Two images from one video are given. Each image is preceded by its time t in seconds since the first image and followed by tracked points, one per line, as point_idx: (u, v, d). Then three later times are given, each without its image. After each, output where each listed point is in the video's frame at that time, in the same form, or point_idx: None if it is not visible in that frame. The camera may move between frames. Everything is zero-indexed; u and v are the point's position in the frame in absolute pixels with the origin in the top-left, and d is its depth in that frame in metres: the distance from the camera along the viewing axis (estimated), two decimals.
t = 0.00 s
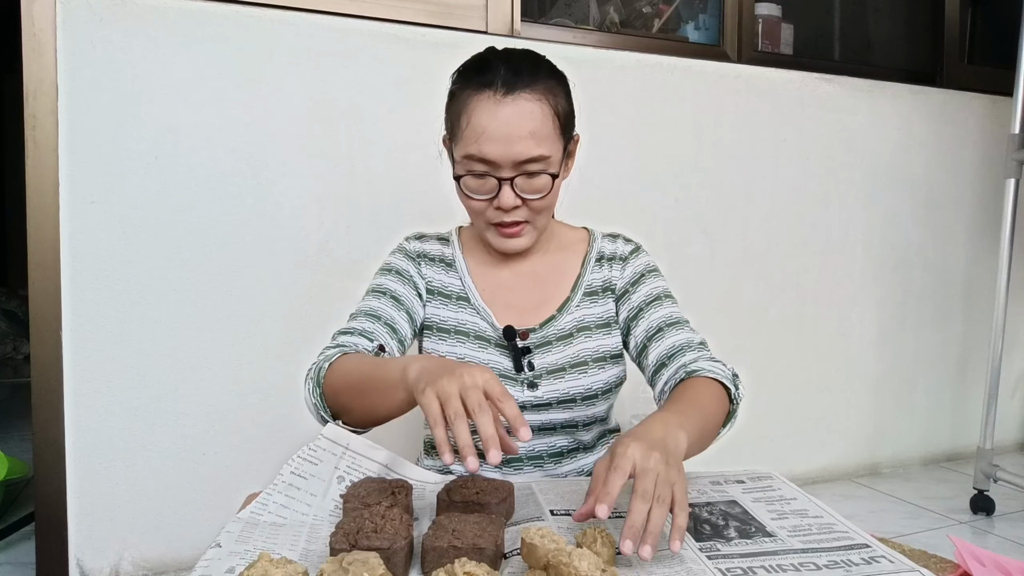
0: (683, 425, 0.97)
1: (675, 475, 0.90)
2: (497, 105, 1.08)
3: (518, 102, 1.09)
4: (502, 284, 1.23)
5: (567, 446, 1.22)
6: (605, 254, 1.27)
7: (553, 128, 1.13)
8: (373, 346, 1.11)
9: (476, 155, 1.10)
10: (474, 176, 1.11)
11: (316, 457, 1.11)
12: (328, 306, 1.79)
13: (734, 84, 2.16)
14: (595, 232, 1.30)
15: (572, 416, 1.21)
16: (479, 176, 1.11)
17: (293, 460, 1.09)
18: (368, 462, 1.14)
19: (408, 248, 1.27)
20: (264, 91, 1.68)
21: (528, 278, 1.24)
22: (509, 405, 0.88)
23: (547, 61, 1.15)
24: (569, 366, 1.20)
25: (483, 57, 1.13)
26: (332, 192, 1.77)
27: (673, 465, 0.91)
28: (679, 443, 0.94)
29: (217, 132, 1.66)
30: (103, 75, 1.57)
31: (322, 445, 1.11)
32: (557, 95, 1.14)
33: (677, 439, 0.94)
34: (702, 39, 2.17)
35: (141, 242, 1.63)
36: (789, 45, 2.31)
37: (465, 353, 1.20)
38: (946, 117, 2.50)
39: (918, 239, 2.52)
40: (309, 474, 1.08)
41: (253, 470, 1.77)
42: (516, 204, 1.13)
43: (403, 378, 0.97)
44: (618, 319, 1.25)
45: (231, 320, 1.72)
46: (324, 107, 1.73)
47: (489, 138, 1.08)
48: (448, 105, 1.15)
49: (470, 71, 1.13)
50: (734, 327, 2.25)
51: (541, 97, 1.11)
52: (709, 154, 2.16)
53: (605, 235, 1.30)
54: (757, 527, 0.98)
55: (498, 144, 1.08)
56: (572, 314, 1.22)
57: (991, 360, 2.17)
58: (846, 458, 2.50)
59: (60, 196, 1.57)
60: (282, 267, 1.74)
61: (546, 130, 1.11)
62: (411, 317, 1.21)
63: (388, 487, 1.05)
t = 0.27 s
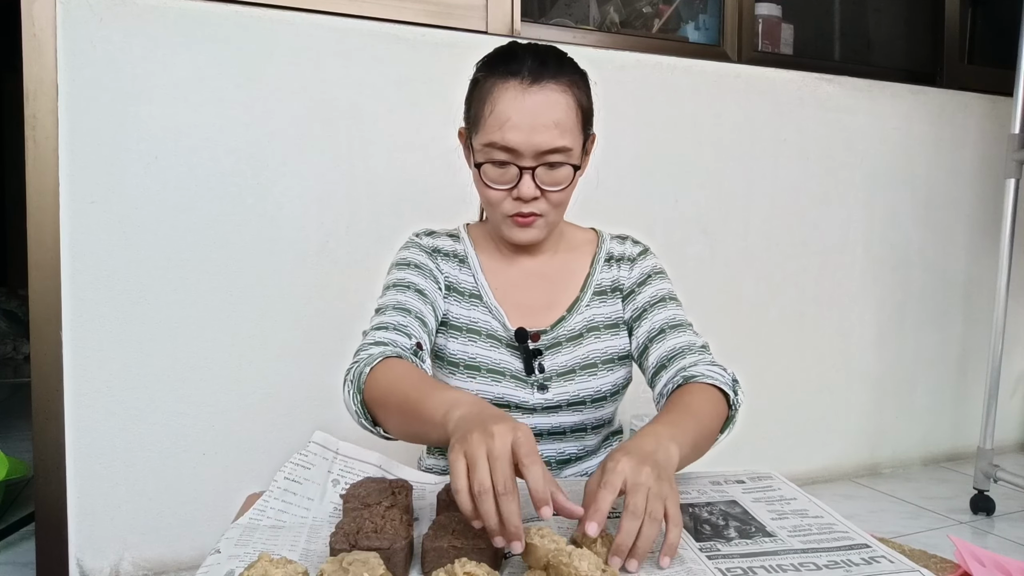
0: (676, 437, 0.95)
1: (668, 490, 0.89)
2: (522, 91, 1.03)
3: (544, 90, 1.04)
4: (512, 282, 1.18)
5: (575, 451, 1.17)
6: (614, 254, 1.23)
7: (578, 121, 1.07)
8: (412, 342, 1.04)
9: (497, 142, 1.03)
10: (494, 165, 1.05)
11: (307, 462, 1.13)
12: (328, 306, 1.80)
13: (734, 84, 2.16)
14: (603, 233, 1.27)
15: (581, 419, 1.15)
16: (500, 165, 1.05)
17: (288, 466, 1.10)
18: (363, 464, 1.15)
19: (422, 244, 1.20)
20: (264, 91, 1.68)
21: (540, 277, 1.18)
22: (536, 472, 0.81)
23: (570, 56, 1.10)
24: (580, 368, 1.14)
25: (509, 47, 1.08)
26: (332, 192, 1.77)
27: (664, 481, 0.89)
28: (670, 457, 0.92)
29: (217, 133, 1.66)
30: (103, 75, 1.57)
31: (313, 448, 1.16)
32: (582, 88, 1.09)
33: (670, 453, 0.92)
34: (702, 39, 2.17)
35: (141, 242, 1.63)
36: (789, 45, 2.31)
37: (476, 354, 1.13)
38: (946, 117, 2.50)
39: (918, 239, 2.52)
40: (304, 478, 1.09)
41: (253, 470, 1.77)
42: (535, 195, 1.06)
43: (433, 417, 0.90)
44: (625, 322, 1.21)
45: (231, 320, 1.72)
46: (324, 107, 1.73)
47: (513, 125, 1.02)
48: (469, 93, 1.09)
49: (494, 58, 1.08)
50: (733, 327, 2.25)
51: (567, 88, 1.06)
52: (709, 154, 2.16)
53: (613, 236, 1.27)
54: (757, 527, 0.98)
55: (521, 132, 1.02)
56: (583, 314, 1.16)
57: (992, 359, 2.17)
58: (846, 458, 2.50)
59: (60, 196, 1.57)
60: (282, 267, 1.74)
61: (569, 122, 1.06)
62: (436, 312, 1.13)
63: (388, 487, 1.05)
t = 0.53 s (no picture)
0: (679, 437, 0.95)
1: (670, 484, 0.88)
2: (538, 88, 1.03)
3: (559, 88, 1.04)
4: (518, 282, 1.18)
5: (579, 453, 1.17)
6: (620, 255, 1.23)
7: (591, 120, 1.08)
8: (409, 348, 1.04)
9: (511, 138, 1.04)
10: (507, 162, 1.05)
11: (316, 458, 1.13)
12: (328, 306, 1.79)
13: (734, 84, 2.16)
14: (608, 234, 1.27)
15: (584, 421, 1.15)
16: (513, 162, 1.05)
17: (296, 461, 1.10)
18: (368, 462, 1.15)
19: (425, 245, 1.20)
20: (263, 91, 1.68)
21: (545, 279, 1.18)
22: (514, 476, 0.82)
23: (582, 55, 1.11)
24: (585, 370, 1.13)
25: (525, 45, 1.08)
26: (332, 192, 1.77)
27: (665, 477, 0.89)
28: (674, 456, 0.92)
29: (217, 133, 1.66)
30: (103, 75, 1.57)
31: (322, 446, 1.16)
32: (596, 87, 1.09)
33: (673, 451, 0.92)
34: (702, 39, 2.17)
35: (141, 242, 1.63)
36: (789, 45, 2.31)
37: (481, 356, 1.13)
38: (946, 117, 2.50)
39: (918, 239, 2.52)
40: (310, 474, 1.09)
41: (254, 470, 1.77)
42: (547, 193, 1.06)
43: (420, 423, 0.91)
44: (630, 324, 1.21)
45: (231, 320, 1.72)
46: (324, 107, 1.73)
47: (528, 122, 1.03)
48: (482, 89, 1.09)
49: (509, 55, 1.08)
50: (733, 327, 2.25)
51: (581, 86, 1.06)
52: (709, 154, 2.16)
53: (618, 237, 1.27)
54: (756, 527, 0.98)
55: (537, 128, 1.03)
56: (588, 315, 1.16)
57: (992, 360, 2.17)
58: (846, 458, 2.50)
59: (60, 196, 1.57)
60: (282, 267, 1.74)
61: (584, 120, 1.06)
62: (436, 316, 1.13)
63: (388, 487, 1.05)
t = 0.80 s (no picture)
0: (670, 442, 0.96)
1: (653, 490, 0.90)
2: (540, 87, 1.04)
3: (561, 87, 1.04)
4: (518, 284, 1.18)
5: (580, 454, 1.17)
6: (620, 255, 1.23)
7: (593, 119, 1.08)
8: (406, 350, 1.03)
9: (513, 137, 1.03)
10: (508, 161, 1.05)
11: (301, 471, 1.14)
12: (329, 305, 1.79)
13: (734, 84, 2.16)
14: (608, 234, 1.27)
15: (583, 423, 1.15)
16: (514, 161, 1.04)
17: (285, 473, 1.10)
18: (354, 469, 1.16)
19: (424, 245, 1.20)
20: (264, 91, 1.68)
21: (544, 280, 1.18)
22: (503, 491, 0.83)
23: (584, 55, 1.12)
24: (584, 372, 1.13)
25: (528, 44, 1.08)
26: (332, 192, 1.77)
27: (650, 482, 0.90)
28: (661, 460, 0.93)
29: (217, 133, 1.66)
30: (103, 75, 1.57)
31: (307, 459, 1.17)
32: (598, 88, 1.09)
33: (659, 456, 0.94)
34: (702, 39, 2.17)
35: (141, 242, 1.63)
36: (789, 45, 2.31)
37: (480, 357, 1.13)
38: (946, 117, 2.50)
39: (918, 239, 2.52)
40: (299, 483, 1.10)
41: (254, 470, 1.77)
42: (548, 193, 1.06)
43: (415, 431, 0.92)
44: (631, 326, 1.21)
45: (231, 320, 1.72)
46: (324, 107, 1.73)
47: (530, 121, 1.03)
48: (484, 88, 1.09)
49: (512, 54, 1.08)
50: (732, 327, 2.25)
51: (584, 86, 1.06)
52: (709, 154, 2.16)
53: (618, 237, 1.27)
54: (756, 527, 0.98)
55: (539, 128, 1.03)
56: (588, 316, 1.16)
57: (992, 360, 2.17)
58: (846, 459, 2.50)
59: (60, 196, 1.57)
60: (282, 267, 1.74)
61: (586, 120, 1.06)
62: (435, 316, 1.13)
63: (389, 487, 1.05)
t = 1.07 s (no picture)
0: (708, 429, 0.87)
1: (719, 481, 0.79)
2: (549, 85, 1.03)
3: (570, 85, 1.04)
4: (518, 283, 1.18)
5: (577, 455, 1.17)
6: (624, 256, 1.22)
7: (600, 119, 1.08)
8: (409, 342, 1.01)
9: (520, 134, 1.03)
10: (514, 158, 1.05)
11: (321, 464, 1.14)
12: (329, 305, 1.79)
13: (734, 84, 2.16)
14: (614, 236, 1.27)
15: (581, 427, 1.15)
16: (520, 159, 1.05)
17: (301, 467, 1.11)
18: (370, 461, 1.15)
19: (426, 242, 1.20)
20: (264, 91, 1.68)
21: (544, 280, 1.18)
22: (522, 475, 0.77)
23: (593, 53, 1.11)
24: (582, 375, 1.13)
25: (537, 41, 1.08)
26: (332, 192, 1.77)
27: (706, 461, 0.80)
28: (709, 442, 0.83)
29: (217, 133, 1.66)
30: (103, 75, 1.57)
31: (330, 453, 1.17)
32: (605, 87, 1.09)
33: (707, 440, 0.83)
34: (702, 40, 2.17)
35: (141, 242, 1.63)
36: (789, 45, 2.31)
37: (478, 355, 1.13)
38: (946, 117, 2.50)
39: (918, 239, 2.52)
40: (314, 477, 1.10)
41: (254, 470, 1.77)
42: (553, 191, 1.06)
43: (416, 416, 0.85)
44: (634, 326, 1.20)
45: (231, 320, 1.72)
46: (324, 107, 1.73)
47: (537, 118, 1.03)
48: (492, 83, 1.09)
49: (521, 51, 1.08)
50: (732, 327, 2.25)
51: (592, 84, 1.06)
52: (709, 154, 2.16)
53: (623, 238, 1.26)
54: (756, 527, 0.98)
55: (546, 125, 1.03)
56: (589, 318, 1.16)
57: (992, 359, 2.17)
58: (846, 459, 2.50)
59: (60, 196, 1.57)
60: (282, 267, 1.74)
61: (594, 119, 1.06)
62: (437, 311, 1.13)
63: (389, 487, 1.05)
